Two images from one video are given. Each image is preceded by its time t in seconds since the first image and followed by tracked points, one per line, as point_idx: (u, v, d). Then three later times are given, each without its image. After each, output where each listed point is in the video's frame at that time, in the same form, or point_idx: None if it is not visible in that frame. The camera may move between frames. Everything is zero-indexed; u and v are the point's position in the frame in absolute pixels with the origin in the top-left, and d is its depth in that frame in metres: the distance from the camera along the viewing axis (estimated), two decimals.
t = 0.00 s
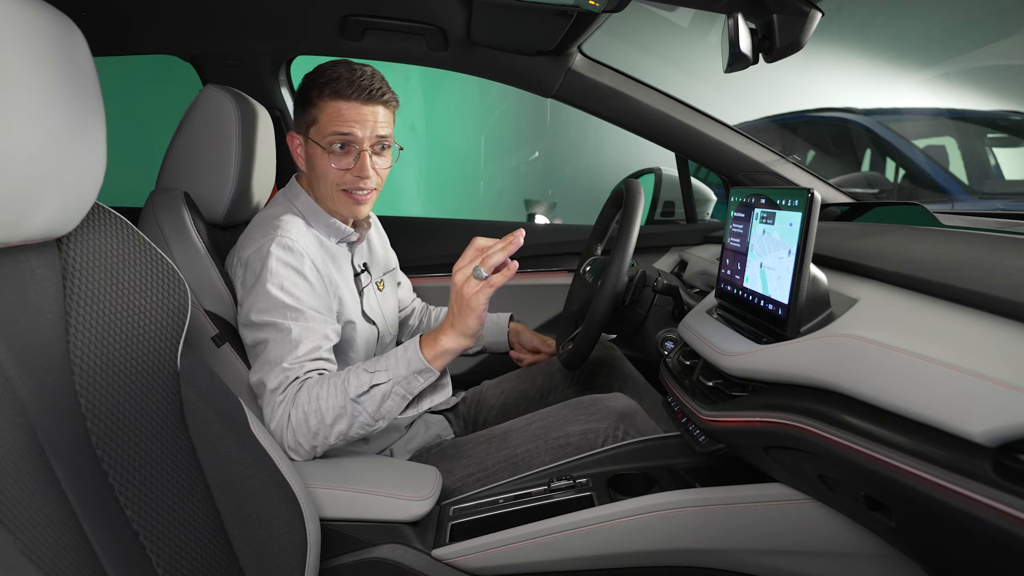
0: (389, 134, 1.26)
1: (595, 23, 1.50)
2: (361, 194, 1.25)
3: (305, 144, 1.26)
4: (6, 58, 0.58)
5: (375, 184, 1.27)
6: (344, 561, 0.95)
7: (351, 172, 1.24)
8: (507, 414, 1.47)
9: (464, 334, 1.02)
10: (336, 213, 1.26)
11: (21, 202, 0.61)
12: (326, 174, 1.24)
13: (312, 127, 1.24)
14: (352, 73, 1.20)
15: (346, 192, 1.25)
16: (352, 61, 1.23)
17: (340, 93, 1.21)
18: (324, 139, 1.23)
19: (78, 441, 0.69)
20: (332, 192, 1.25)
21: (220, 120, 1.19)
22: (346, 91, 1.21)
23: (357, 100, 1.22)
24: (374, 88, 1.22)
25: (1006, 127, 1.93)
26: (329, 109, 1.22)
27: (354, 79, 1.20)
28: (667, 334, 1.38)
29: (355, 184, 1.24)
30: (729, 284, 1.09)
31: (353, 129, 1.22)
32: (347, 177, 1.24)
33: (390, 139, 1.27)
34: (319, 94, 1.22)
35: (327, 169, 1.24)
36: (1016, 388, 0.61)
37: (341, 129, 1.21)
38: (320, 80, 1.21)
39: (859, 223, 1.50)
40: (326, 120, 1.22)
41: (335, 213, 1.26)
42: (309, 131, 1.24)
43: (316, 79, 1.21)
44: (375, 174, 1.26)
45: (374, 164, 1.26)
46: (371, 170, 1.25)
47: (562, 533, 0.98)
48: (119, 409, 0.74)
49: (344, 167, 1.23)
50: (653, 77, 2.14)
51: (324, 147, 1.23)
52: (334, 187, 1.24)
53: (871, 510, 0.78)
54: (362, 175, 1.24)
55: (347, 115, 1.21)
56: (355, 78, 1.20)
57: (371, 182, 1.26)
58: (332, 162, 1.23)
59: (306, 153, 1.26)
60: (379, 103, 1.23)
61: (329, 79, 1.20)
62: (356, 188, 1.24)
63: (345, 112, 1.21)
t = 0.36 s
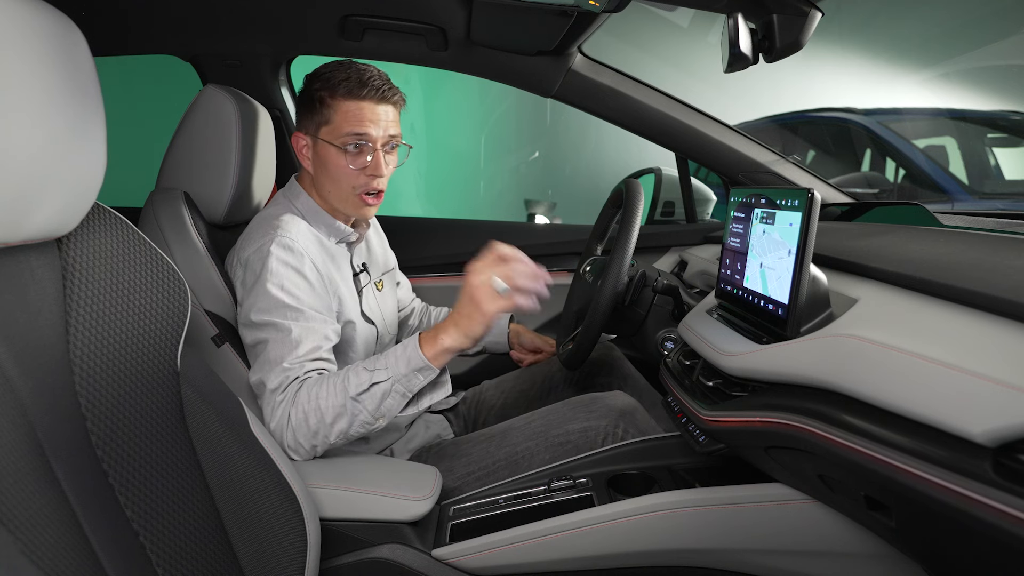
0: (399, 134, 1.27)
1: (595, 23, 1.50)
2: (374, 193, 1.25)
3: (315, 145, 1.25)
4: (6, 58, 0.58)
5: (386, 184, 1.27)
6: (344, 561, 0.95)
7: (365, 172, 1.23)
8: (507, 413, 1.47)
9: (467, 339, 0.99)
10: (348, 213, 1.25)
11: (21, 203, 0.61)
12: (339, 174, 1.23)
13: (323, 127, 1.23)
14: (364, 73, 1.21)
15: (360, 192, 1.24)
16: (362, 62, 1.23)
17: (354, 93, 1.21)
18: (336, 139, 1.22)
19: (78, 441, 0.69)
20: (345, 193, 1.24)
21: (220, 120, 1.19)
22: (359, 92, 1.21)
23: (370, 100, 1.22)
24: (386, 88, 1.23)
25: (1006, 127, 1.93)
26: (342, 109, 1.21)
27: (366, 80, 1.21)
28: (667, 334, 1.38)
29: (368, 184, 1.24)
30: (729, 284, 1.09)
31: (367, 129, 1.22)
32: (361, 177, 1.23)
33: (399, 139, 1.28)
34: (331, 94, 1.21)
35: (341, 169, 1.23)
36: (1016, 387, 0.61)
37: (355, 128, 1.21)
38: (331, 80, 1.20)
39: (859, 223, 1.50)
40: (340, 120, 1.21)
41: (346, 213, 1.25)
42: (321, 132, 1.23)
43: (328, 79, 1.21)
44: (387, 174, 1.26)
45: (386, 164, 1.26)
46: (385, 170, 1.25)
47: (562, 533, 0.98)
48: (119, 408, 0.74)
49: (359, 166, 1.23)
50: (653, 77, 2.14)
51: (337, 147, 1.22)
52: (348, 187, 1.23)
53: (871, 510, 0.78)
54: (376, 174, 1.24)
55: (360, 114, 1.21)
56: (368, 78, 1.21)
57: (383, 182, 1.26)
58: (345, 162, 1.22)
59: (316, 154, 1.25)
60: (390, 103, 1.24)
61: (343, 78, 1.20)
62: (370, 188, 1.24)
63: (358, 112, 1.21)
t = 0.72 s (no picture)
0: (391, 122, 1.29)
1: (595, 23, 1.50)
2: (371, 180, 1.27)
3: (308, 138, 1.26)
4: (6, 58, 0.58)
5: (382, 171, 1.29)
6: (344, 561, 0.95)
7: (361, 159, 1.25)
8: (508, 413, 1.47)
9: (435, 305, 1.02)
10: (347, 201, 1.26)
11: (21, 203, 0.61)
12: (336, 163, 1.24)
13: (316, 118, 1.24)
14: (354, 62, 1.23)
15: (356, 180, 1.25)
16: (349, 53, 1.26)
17: (344, 81, 1.23)
18: (331, 129, 1.24)
19: (78, 441, 0.69)
20: (342, 181, 1.25)
21: (220, 120, 1.19)
22: (350, 80, 1.23)
23: (360, 87, 1.24)
24: (376, 76, 1.25)
25: (1006, 127, 1.93)
26: (333, 98, 1.23)
27: (356, 68, 1.23)
28: (668, 334, 1.38)
29: (364, 171, 1.25)
30: (729, 284, 1.09)
31: (361, 116, 1.24)
32: (357, 165, 1.25)
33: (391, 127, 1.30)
34: (321, 84, 1.23)
35: (337, 158, 1.24)
36: (1015, 387, 0.61)
37: (349, 116, 1.23)
38: (321, 71, 1.22)
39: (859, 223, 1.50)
40: (332, 108, 1.23)
41: (346, 201, 1.26)
42: (314, 123, 1.24)
43: (317, 70, 1.22)
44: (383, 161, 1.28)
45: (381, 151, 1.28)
46: (380, 157, 1.26)
47: (562, 533, 0.98)
48: (118, 408, 0.74)
49: (355, 154, 1.24)
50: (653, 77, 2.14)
51: (332, 137, 1.24)
52: (345, 174, 1.24)
53: (871, 510, 0.78)
54: (371, 161, 1.26)
55: (352, 102, 1.23)
56: (358, 65, 1.23)
57: (378, 169, 1.28)
58: (340, 151, 1.24)
59: (310, 147, 1.26)
60: (381, 91, 1.26)
61: (332, 67, 1.22)
62: (367, 174, 1.26)
63: (350, 100, 1.23)
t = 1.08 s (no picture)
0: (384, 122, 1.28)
1: (595, 23, 1.50)
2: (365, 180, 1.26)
3: (302, 139, 1.26)
4: (6, 58, 0.58)
5: (377, 171, 1.29)
6: (343, 561, 0.95)
7: (355, 159, 1.25)
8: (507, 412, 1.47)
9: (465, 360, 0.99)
10: (343, 202, 1.26)
11: (20, 203, 0.61)
12: (329, 164, 1.24)
13: (309, 119, 1.24)
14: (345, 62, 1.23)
15: (351, 180, 1.25)
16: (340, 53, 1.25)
17: (337, 82, 1.23)
18: (324, 130, 1.24)
19: (78, 441, 0.69)
20: (336, 182, 1.25)
21: (220, 120, 1.19)
22: (341, 80, 1.23)
23: (353, 88, 1.24)
24: (367, 76, 1.25)
25: (1006, 127, 1.93)
26: (327, 98, 1.23)
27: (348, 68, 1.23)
28: (668, 334, 1.38)
29: (359, 171, 1.25)
30: (729, 284, 1.09)
31: (353, 117, 1.24)
32: (350, 165, 1.25)
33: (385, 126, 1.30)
34: (314, 85, 1.23)
35: (331, 159, 1.24)
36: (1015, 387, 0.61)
37: (342, 117, 1.23)
38: (312, 71, 1.22)
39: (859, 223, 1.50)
40: (325, 109, 1.23)
41: (342, 202, 1.26)
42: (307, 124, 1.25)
43: (309, 70, 1.22)
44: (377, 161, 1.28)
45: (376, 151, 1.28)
46: (374, 157, 1.26)
47: (562, 533, 0.98)
48: (117, 409, 0.74)
49: (348, 154, 1.24)
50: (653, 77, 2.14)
51: (325, 138, 1.24)
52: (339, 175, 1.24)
53: (871, 510, 0.78)
54: (366, 161, 1.26)
55: (345, 103, 1.23)
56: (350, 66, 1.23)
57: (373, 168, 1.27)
58: (334, 151, 1.24)
59: (304, 148, 1.26)
60: (373, 90, 1.26)
61: (324, 68, 1.22)
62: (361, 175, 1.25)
63: (342, 100, 1.23)
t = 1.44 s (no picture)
0: (382, 129, 1.27)
1: (595, 23, 1.50)
2: (352, 187, 1.26)
3: (301, 139, 1.28)
4: (6, 58, 0.58)
5: (368, 178, 1.28)
6: (344, 561, 0.95)
7: (343, 164, 1.25)
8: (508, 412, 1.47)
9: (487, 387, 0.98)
10: (329, 205, 1.27)
11: (21, 203, 0.61)
12: (318, 166, 1.25)
13: (306, 120, 1.26)
14: (346, 67, 1.22)
15: (339, 185, 1.26)
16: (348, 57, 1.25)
17: (334, 86, 1.23)
18: (318, 132, 1.25)
19: (77, 441, 0.69)
20: (325, 186, 1.26)
21: (219, 120, 1.19)
22: (339, 85, 1.23)
23: (350, 92, 1.24)
24: (367, 83, 1.24)
25: (1006, 127, 1.93)
26: (323, 101, 1.23)
27: (347, 74, 1.23)
28: (668, 335, 1.38)
29: (347, 177, 1.25)
30: (729, 284, 1.09)
31: (345, 122, 1.24)
32: (338, 170, 1.25)
33: (383, 133, 1.28)
34: (313, 87, 1.24)
35: (320, 161, 1.25)
36: (1016, 388, 0.61)
37: (334, 121, 1.23)
38: (314, 74, 1.23)
39: (859, 223, 1.50)
40: (320, 112, 1.23)
41: (331, 206, 1.27)
42: (304, 125, 1.26)
43: (312, 72, 1.23)
44: (367, 168, 1.27)
45: (367, 159, 1.27)
46: (362, 164, 1.26)
47: (562, 533, 0.98)
48: (117, 409, 0.74)
49: (337, 158, 1.25)
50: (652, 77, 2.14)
51: (318, 140, 1.25)
52: (326, 177, 1.25)
53: (871, 510, 0.78)
54: (354, 167, 1.25)
55: (339, 107, 1.23)
56: (348, 70, 1.23)
57: (363, 176, 1.27)
58: (326, 155, 1.25)
59: (303, 148, 1.28)
60: (372, 97, 1.25)
61: (323, 71, 1.22)
62: (347, 180, 1.25)
63: (338, 105, 1.23)
